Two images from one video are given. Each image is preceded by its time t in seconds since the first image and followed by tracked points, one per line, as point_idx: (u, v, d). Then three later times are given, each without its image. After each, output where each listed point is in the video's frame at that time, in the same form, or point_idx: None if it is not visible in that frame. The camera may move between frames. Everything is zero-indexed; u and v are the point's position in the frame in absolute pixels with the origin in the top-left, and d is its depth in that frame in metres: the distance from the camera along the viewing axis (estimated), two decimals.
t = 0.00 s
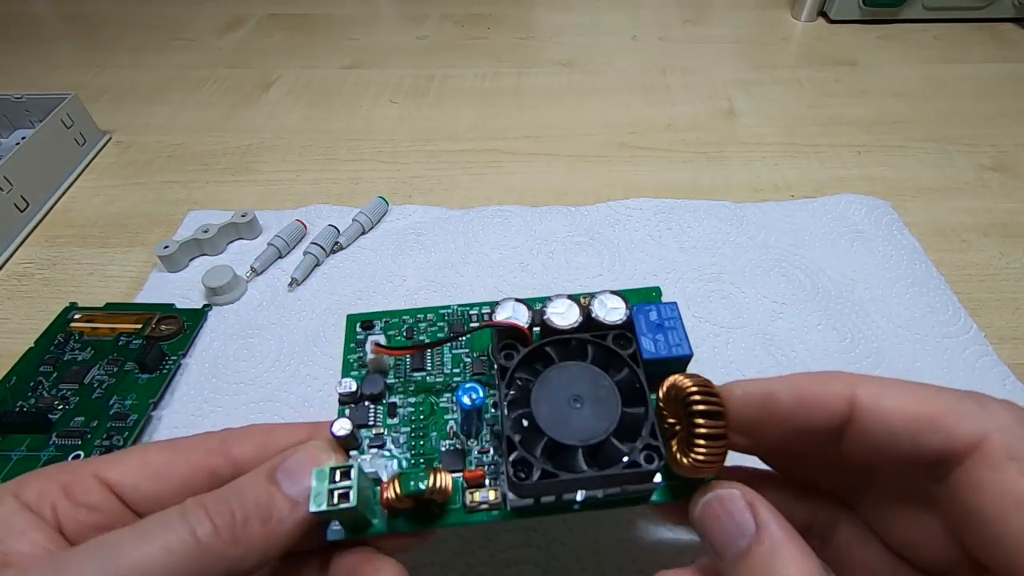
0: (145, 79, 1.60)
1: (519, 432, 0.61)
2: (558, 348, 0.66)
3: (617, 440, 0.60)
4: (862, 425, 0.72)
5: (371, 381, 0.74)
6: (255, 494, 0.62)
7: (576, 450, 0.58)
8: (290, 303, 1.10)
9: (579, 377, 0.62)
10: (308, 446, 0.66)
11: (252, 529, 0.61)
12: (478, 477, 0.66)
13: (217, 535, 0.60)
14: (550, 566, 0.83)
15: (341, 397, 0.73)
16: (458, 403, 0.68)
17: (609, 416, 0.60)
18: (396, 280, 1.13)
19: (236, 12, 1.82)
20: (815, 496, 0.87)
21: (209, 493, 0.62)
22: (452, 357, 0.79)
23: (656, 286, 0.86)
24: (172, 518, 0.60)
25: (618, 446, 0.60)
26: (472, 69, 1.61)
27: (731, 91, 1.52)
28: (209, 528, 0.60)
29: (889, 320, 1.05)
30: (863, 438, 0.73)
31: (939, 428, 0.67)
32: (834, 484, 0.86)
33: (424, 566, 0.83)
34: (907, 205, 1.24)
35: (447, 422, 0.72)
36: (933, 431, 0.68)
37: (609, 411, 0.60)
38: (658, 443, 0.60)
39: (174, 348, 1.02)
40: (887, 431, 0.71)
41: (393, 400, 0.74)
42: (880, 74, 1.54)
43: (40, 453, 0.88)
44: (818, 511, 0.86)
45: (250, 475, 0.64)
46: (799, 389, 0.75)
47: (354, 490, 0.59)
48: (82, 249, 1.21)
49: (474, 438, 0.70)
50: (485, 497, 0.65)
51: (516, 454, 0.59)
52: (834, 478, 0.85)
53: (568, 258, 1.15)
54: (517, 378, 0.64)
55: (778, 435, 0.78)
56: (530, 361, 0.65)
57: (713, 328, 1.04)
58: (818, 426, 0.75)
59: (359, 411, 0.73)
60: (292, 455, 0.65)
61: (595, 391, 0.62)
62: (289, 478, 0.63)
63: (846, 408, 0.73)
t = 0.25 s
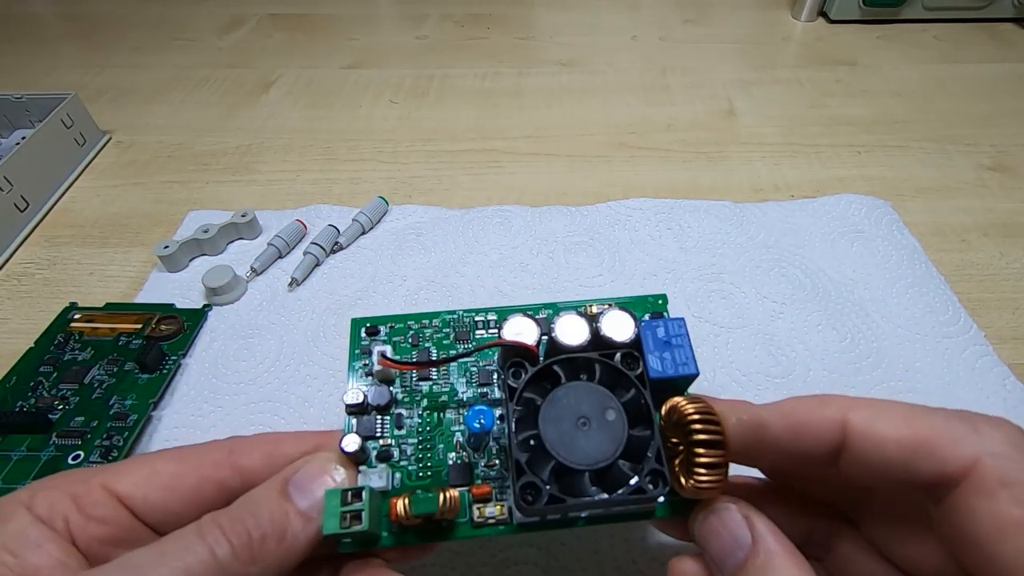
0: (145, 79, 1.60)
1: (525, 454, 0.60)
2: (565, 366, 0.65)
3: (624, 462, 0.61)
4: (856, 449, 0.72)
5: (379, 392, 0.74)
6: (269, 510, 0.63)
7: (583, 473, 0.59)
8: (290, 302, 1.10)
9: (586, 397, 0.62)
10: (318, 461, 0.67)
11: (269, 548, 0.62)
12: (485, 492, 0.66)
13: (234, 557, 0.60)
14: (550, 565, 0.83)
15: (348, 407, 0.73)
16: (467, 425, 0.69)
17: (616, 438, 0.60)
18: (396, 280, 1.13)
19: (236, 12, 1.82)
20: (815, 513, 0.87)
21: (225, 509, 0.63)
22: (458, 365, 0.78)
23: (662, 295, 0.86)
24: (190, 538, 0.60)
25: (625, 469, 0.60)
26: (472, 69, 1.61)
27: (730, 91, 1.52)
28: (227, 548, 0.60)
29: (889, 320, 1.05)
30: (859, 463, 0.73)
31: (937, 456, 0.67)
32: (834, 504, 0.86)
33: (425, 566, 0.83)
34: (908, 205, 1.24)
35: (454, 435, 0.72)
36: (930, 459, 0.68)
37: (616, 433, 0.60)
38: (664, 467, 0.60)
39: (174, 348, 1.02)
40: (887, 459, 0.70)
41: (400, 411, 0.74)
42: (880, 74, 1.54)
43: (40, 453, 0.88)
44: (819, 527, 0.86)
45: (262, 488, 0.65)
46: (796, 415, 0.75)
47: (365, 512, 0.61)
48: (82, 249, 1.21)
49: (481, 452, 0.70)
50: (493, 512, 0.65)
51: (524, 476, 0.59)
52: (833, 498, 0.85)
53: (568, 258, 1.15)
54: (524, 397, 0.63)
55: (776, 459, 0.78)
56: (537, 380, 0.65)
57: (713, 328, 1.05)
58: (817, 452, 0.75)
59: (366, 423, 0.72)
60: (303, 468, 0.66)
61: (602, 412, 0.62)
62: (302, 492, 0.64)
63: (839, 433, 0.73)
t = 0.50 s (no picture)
0: (144, 79, 1.60)
1: (520, 449, 0.61)
2: (562, 360, 0.64)
3: (619, 456, 0.61)
4: (853, 433, 0.72)
5: (375, 382, 0.72)
6: (269, 506, 0.62)
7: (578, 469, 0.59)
8: (290, 302, 1.10)
9: (583, 392, 0.62)
10: (316, 453, 0.66)
11: (271, 545, 0.62)
12: (483, 482, 0.66)
13: (237, 553, 0.60)
14: (550, 565, 0.83)
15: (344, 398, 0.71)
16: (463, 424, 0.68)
17: (611, 435, 0.60)
18: (396, 280, 1.13)
19: (236, 13, 1.82)
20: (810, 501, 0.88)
21: (227, 504, 0.63)
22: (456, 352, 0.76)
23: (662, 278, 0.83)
24: (193, 535, 0.61)
25: (619, 464, 0.60)
26: (472, 69, 1.61)
27: (730, 91, 1.52)
28: (231, 545, 0.61)
29: (888, 319, 1.06)
30: (856, 448, 0.73)
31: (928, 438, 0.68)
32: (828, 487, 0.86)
33: (425, 566, 0.83)
34: (908, 205, 1.24)
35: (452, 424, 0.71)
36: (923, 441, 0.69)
37: (612, 429, 0.61)
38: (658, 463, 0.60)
39: (174, 348, 1.02)
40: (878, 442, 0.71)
41: (397, 400, 0.72)
42: (880, 74, 1.54)
43: (40, 453, 0.89)
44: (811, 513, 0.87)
45: (262, 483, 0.65)
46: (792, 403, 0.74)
47: (364, 510, 0.61)
48: (82, 249, 1.21)
49: (478, 442, 0.69)
50: (489, 502, 0.65)
51: (520, 473, 0.59)
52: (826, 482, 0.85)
53: (568, 258, 1.15)
54: (520, 391, 0.63)
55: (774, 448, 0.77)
56: (534, 374, 0.64)
57: (713, 328, 1.05)
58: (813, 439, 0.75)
59: (363, 413, 0.71)
60: (302, 461, 0.65)
61: (598, 408, 0.61)
62: (301, 486, 0.64)
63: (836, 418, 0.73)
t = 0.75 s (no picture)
0: (145, 79, 1.60)
1: (513, 437, 0.61)
2: (556, 346, 0.63)
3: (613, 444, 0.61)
4: (855, 407, 0.72)
5: (360, 364, 0.71)
6: (249, 494, 0.62)
7: (571, 459, 0.59)
8: (290, 302, 1.10)
9: (575, 379, 0.61)
10: (298, 441, 0.66)
11: (251, 534, 0.62)
12: (473, 468, 0.65)
13: (215, 543, 0.60)
14: (550, 566, 0.83)
15: (328, 380, 0.70)
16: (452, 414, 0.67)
17: (605, 423, 0.60)
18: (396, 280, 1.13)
19: (237, 12, 1.82)
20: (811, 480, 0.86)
21: (206, 492, 0.63)
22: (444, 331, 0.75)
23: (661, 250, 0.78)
24: (170, 525, 0.61)
25: (614, 451, 0.61)
26: (472, 69, 1.61)
27: (731, 90, 1.52)
28: (208, 536, 0.60)
29: (888, 319, 1.06)
30: (857, 425, 0.73)
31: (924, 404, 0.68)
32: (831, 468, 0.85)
33: (424, 565, 0.83)
34: (907, 205, 1.24)
35: (440, 407, 0.70)
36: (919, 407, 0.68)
37: (605, 418, 0.61)
38: (652, 451, 0.61)
39: (174, 348, 1.02)
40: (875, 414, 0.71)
41: (383, 381, 0.71)
42: (880, 74, 1.54)
43: (40, 453, 0.88)
44: (807, 494, 0.86)
45: (243, 470, 0.64)
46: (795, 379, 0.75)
47: (352, 502, 0.60)
48: (82, 249, 1.21)
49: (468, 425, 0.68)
50: (480, 487, 0.64)
51: (513, 463, 0.60)
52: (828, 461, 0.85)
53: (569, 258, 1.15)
54: (513, 378, 0.62)
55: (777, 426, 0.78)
56: (527, 359, 0.63)
57: (713, 328, 1.05)
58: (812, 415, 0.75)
59: (348, 396, 0.70)
60: (284, 449, 0.65)
61: (592, 395, 0.61)
62: (282, 474, 0.63)
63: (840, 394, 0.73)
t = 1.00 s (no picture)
0: (145, 79, 1.60)
1: (516, 481, 0.58)
2: (572, 395, 0.61)
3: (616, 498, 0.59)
4: None
5: (374, 382, 0.70)
6: (256, 509, 0.62)
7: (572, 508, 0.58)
8: (290, 302, 1.10)
9: (588, 431, 0.58)
10: (301, 453, 0.65)
11: (261, 548, 0.62)
12: (473, 498, 0.66)
13: (225, 558, 0.60)
14: (550, 565, 0.83)
15: (340, 393, 0.69)
16: (461, 454, 0.65)
17: (611, 480, 0.58)
18: (396, 280, 1.13)
19: (237, 12, 1.82)
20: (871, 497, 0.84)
21: (213, 507, 0.63)
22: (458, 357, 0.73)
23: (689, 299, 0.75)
24: (180, 539, 0.60)
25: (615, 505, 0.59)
26: (472, 69, 1.61)
27: (730, 90, 1.52)
28: (218, 551, 0.60)
29: (888, 320, 1.05)
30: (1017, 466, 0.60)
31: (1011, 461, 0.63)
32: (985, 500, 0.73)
33: (424, 566, 0.83)
34: (908, 205, 1.24)
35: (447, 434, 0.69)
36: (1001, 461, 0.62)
37: (612, 472, 0.58)
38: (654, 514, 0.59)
39: (174, 348, 1.02)
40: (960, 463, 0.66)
41: (393, 400, 0.70)
42: (880, 74, 1.54)
43: (40, 453, 0.89)
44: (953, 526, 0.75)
45: (248, 485, 0.64)
46: (878, 401, 0.70)
47: (354, 527, 0.59)
48: (82, 249, 1.21)
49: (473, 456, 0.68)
50: (479, 517, 0.66)
51: (513, 509, 0.58)
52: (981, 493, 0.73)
53: (568, 258, 1.15)
54: (525, 419, 0.60)
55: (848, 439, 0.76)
56: (540, 404, 0.61)
57: (713, 329, 1.05)
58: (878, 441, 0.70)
59: (358, 412, 0.70)
60: (287, 463, 0.64)
61: (601, 447, 0.58)
62: (287, 487, 0.63)
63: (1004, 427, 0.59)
